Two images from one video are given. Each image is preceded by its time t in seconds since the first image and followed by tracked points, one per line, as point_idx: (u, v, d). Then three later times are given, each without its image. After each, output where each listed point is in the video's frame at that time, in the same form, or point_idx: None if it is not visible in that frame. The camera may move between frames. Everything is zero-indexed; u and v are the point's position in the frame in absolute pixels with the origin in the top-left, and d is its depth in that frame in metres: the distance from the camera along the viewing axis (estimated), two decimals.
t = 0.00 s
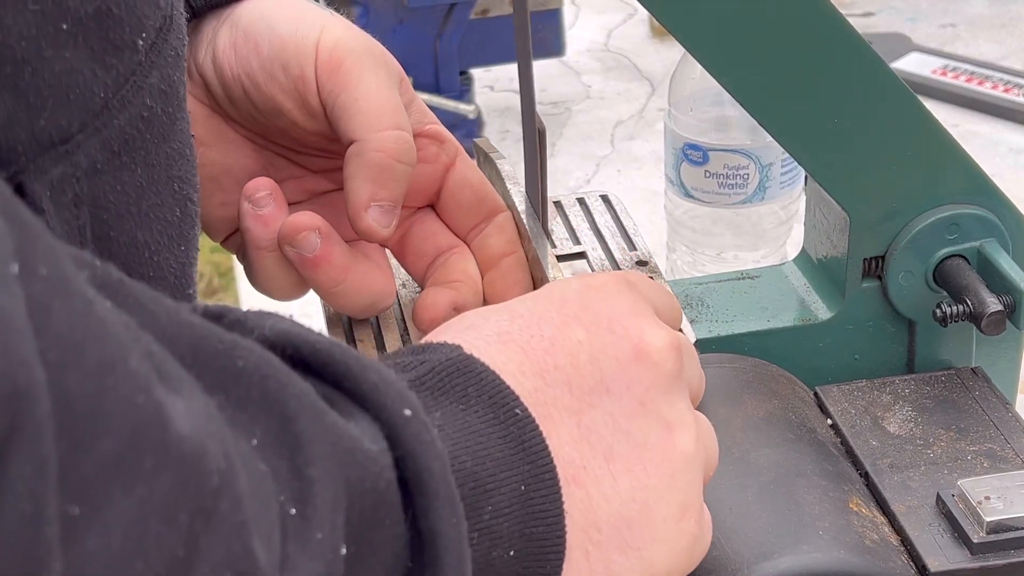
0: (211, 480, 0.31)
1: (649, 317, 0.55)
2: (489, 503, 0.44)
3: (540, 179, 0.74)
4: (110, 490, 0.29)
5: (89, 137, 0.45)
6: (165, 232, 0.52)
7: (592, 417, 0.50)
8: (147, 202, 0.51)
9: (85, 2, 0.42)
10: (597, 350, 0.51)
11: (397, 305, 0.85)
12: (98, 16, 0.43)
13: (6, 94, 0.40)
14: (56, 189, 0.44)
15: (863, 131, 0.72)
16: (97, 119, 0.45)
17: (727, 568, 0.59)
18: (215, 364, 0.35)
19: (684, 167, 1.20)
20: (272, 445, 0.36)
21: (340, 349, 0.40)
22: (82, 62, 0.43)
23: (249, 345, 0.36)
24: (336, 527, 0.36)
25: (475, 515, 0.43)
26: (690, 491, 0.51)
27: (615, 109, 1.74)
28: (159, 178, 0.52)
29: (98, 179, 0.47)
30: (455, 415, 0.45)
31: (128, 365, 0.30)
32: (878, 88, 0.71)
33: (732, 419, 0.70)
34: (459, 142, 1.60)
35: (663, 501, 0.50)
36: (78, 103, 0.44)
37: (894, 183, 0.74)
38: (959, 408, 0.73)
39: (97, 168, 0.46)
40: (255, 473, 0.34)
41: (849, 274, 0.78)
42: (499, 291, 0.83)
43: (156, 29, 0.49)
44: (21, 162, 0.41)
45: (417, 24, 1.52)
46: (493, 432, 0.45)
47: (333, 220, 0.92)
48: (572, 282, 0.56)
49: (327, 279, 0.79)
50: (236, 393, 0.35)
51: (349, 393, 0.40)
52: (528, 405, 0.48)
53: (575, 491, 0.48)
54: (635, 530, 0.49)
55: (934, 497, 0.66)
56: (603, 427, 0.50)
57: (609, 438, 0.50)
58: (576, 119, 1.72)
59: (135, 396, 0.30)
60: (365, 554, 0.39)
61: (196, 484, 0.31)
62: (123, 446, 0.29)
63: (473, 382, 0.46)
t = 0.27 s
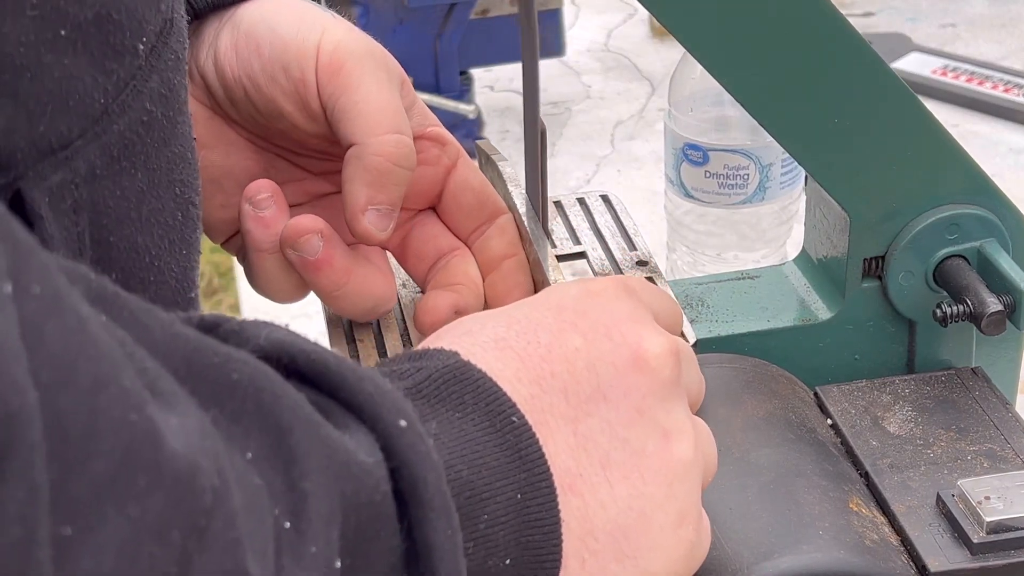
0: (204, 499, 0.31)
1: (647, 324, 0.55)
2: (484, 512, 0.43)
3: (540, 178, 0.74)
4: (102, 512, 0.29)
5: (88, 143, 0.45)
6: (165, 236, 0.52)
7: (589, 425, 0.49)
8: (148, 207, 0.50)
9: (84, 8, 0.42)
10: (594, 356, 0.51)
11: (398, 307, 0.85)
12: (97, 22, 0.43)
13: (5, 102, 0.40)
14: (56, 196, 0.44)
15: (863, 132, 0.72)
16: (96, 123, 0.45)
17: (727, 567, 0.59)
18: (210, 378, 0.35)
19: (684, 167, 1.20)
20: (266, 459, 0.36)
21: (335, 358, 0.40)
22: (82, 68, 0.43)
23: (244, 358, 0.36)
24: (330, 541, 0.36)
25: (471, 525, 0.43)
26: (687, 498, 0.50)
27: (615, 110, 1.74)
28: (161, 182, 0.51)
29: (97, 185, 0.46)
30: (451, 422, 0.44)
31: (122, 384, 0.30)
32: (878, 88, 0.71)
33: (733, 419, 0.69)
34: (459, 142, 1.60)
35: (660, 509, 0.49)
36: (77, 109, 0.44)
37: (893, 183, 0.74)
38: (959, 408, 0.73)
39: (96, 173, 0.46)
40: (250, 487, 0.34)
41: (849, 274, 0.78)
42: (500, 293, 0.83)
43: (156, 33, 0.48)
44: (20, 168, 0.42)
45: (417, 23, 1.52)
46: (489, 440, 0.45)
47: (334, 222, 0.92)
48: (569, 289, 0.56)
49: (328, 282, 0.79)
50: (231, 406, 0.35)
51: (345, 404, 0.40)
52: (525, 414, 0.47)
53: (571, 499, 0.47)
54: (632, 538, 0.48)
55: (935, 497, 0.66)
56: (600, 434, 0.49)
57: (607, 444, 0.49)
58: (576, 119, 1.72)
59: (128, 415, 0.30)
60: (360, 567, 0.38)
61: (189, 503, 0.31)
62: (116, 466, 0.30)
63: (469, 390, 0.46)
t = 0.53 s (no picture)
0: (200, 517, 0.31)
1: (648, 329, 0.54)
2: (484, 522, 0.43)
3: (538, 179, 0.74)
4: (97, 533, 0.29)
5: (87, 150, 0.45)
6: (164, 241, 0.52)
7: (590, 433, 0.49)
8: (146, 212, 0.51)
9: (82, 14, 0.42)
10: (596, 363, 0.50)
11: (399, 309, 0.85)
12: (94, 27, 0.43)
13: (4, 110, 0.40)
14: (54, 203, 0.44)
15: (862, 133, 0.72)
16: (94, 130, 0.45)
17: (725, 566, 0.59)
18: (207, 393, 0.35)
19: (684, 167, 1.20)
20: (263, 474, 0.35)
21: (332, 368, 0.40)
22: (80, 74, 0.43)
23: (241, 370, 0.36)
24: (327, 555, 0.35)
25: (470, 534, 0.43)
26: (689, 506, 0.49)
27: (615, 110, 1.74)
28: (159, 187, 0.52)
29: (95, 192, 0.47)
30: (451, 430, 0.44)
31: (116, 405, 0.30)
32: (878, 89, 0.71)
33: (733, 419, 0.70)
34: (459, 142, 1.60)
35: (661, 517, 0.48)
36: (75, 115, 0.44)
37: (892, 184, 0.74)
38: (959, 408, 0.73)
39: (95, 180, 0.46)
40: (246, 503, 0.34)
41: (849, 274, 0.78)
42: (501, 296, 0.83)
43: (154, 38, 0.49)
44: (18, 175, 0.41)
45: (417, 24, 1.52)
46: (490, 448, 0.44)
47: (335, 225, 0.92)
48: (571, 294, 0.55)
49: (329, 285, 0.78)
50: (227, 418, 0.35)
51: (344, 416, 0.39)
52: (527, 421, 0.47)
53: (572, 507, 0.47)
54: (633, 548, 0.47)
55: (935, 497, 0.66)
56: (601, 443, 0.49)
57: (608, 452, 0.48)
58: (576, 120, 1.72)
59: (124, 435, 0.30)
60: None
61: (185, 522, 0.31)
62: (110, 486, 0.29)
63: (469, 398, 0.46)
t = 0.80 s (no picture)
0: (195, 529, 0.29)
1: (649, 334, 0.53)
2: (485, 530, 0.41)
3: (538, 179, 0.74)
4: (88, 548, 0.27)
5: (84, 156, 0.45)
6: (164, 248, 0.52)
7: (593, 440, 0.48)
8: (145, 217, 0.50)
9: (78, 19, 0.42)
10: (598, 369, 0.50)
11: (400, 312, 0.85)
12: (92, 33, 0.43)
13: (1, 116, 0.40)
14: (50, 209, 0.44)
15: (862, 133, 0.72)
16: (91, 136, 0.45)
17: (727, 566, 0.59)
18: (206, 400, 0.33)
19: (684, 167, 1.20)
20: (261, 483, 0.33)
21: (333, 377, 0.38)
22: (77, 79, 0.43)
23: (240, 379, 0.34)
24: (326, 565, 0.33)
25: (471, 542, 0.41)
26: (691, 512, 0.49)
27: (614, 110, 1.74)
28: (161, 195, 0.51)
29: (94, 198, 0.47)
30: (452, 437, 0.43)
31: (112, 416, 0.28)
32: (878, 90, 0.71)
33: (732, 419, 0.70)
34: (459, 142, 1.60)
35: (663, 523, 0.48)
36: (71, 121, 0.44)
37: (892, 184, 0.74)
38: (959, 408, 0.73)
39: (93, 187, 0.46)
40: (243, 514, 0.32)
41: (849, 274, 0.78)
42: (503, 300, 0.83)
43: (151, 41, 0.48)
44: (14, 182, 0.42)
45: (417, 23, 1.52)
46: (491, 455, 0.43)
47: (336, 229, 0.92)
48: (573, 299, 0.54)
49: (331, 289, 0.78)
50: (225, 428, 0.33)
51: (343, 424, 0.38)
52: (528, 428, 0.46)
53: (573, 514, 0.46)
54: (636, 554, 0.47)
55: (934, 497, 0.66)
56: (603, 449, 0.48)
57: (611, 459, 0.48)
58: (576, 120, 1.72)
59: (117, 447, 0.28)
60: None
61: (180, 535, 0.29)
62: (103, 500, 0.27)
63: (471, 403, 0.44)
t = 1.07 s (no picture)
0: (192, 544, 0.29)
1: (649, 340, 0.53)
2: (484, 538, 0.41)
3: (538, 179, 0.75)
4: (85, 563, 0.27)
5: (84, 163, 0.45)
6: (164, 255, 0.51)
7: (593, 447, 0.47)
8: (146, 224, 0.50)
9: (78, 26, 0.42)
10: (597, 375, 0.49)
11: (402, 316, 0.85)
12: (91, 38, 0.43)
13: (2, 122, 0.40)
14: (51, 216, 0.44)
15: (862, 133, 0.72)
16: (91, 143, 0.45)
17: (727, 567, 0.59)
18: (205, 413, 0.33)
19: (684, 167, 1.20)
20: (259, 495, 0.33)
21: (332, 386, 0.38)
22: (76, 85, 0.43)
23: (238, 391, 0.34)
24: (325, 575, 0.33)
25: (470, 550, 0.41)
26: (690, 518, 0.49)
27: (614, 110, 1.74)
28: (161, 202, 0.50)
29: (93, 205, 0.46)
30: (450, 444, 0.42)
31: (110, 432, 0.28)
32: (878, 91, 0.71)
33: (733, 419, 0.70)
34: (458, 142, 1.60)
35: (663, 531, 0.48)
36: (70, 127, 0.44)
37: (892, 184, 0.74)
38: (959, 408, 0.73)
39: (93, 194, 0.46)
40: (241, 526, 0.32)
41: (849, 274, 0.78)
42: (505, 304, 0.82)
43: (152, 47, 0.48)
44: (15, 190, 0.42)
45: (417, 23, 1.52)
46: (489, 463, 0.43)
47: (337, 231, 0.92)
48: (573, 305, 0.54)
49: (333, 293, 0.78)
50: (224, 439, 0.33)
51: (342, 433, 0.37)
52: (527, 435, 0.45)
53: (573, 522, 0.45)
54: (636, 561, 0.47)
55: (934, 497, 0.66)
56: (603, 456, 0.47)
57: (611, 466, 0.47)
58: (576, 120, 1.72)
59: (114, 463, 0.28)
60: None
61: (177, 549, 0.29)
62: (99, 516, 0.27)
63: (470, 411, 0.44)
